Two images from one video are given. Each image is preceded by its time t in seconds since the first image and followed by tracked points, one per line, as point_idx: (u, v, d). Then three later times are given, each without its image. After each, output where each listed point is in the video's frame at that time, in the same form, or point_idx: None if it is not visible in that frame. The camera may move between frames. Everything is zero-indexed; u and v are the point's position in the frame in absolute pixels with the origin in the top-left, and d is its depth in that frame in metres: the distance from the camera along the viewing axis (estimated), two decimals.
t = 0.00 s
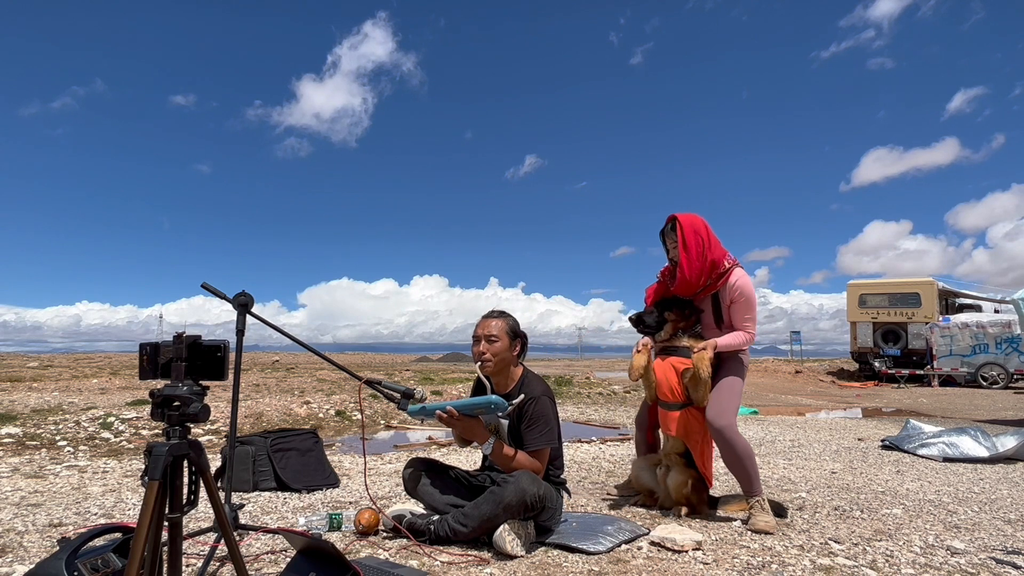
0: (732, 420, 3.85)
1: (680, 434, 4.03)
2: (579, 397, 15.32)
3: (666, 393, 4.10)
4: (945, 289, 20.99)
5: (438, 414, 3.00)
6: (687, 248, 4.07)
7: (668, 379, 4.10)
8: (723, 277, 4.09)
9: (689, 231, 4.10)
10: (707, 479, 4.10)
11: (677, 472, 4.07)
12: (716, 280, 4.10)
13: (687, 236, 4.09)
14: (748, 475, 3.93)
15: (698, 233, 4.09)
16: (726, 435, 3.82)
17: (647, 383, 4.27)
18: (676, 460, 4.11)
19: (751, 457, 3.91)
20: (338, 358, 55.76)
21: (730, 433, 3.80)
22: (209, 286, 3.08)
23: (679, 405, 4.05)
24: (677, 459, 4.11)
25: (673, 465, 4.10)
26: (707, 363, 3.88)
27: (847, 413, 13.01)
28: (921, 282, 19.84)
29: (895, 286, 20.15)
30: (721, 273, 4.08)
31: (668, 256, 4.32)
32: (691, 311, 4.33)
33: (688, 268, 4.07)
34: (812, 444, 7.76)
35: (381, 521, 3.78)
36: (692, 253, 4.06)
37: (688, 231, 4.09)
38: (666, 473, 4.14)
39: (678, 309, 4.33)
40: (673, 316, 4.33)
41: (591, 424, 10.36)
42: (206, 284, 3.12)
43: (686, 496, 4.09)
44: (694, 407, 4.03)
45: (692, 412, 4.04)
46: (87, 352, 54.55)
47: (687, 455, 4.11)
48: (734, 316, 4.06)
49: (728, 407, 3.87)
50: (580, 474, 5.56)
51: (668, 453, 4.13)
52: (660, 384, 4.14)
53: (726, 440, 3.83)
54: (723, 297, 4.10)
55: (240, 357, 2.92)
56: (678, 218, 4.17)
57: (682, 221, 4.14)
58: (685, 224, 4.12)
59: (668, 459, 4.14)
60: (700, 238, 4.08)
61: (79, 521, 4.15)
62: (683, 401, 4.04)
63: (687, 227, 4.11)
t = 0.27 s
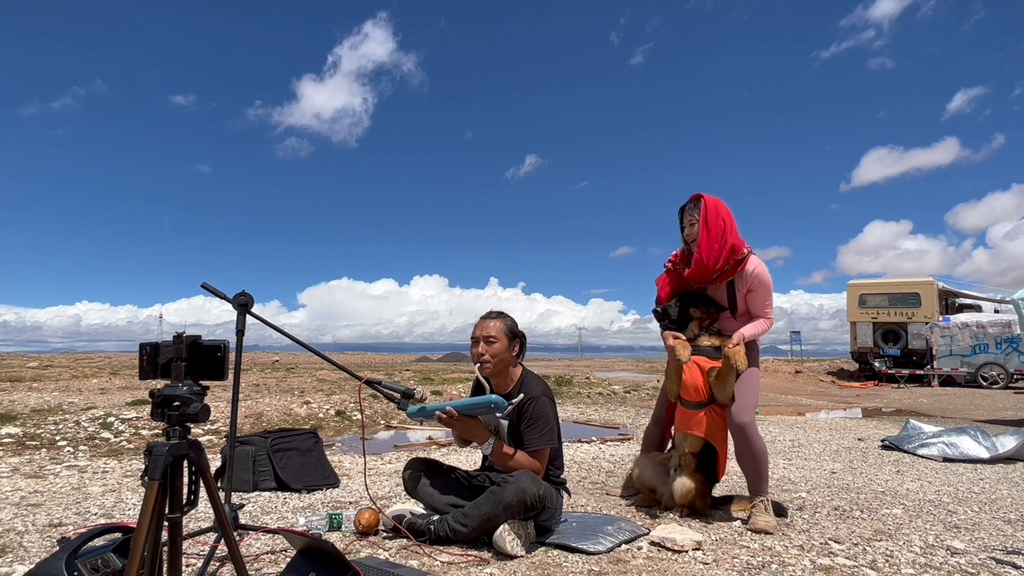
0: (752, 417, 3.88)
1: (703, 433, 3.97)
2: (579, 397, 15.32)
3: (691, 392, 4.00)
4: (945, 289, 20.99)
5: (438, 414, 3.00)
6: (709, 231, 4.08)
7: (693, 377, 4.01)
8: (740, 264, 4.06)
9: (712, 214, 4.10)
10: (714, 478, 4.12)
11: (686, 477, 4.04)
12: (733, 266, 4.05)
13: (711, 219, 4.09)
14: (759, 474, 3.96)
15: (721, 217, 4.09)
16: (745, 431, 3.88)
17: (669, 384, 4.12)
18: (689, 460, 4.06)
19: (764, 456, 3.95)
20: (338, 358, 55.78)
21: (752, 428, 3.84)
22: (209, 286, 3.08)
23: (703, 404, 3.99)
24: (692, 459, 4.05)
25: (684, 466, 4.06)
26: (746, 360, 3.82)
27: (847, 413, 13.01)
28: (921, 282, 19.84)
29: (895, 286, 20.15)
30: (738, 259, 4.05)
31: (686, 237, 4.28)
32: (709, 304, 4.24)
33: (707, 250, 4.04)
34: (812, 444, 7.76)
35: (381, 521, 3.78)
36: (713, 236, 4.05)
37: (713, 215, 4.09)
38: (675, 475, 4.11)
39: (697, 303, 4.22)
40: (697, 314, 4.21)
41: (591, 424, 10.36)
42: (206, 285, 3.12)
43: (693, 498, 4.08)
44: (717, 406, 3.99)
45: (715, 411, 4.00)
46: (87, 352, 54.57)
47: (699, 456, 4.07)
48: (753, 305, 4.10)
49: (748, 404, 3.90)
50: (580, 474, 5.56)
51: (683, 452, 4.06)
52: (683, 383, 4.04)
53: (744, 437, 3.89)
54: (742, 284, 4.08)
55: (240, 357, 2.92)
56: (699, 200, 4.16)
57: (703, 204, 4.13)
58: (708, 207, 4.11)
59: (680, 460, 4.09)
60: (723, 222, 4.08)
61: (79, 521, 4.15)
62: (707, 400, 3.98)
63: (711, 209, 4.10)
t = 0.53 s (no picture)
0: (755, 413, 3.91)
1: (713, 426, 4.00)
2: (579, 397, 15.32)
3: (701, 384, 4.00)
4: (945, 288, 20.99)
5: (437, 415, 3.00)
6: (718, 219, 3.98)
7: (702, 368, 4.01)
8: (746, 253, 4.04)
9: (721, 203, 4.02)
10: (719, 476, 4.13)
11: (699, 482, 4.06)
12: (740, 256, 4.02)
13: (718, 208, 4.01)
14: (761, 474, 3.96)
15: (729, 205, 4.02)
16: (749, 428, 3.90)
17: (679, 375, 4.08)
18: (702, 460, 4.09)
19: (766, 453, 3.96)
20: (337, 358, 55.79)
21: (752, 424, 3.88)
22: (209, 286, 3.08)
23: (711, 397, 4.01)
24: (703, 459, 4.09)
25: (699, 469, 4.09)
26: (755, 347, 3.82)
27: (847, 413, 13.01)
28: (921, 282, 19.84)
29: (895, 286, 20.15)
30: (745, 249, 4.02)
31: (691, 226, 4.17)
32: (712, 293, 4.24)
33: (716, 240, 3.95)
34: (812, 444, 7.76)
35: (381, 521, 3.78)
36: (724, 224, 3.96)
37: (721, 203, 4.01)
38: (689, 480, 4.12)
39: (705, 296, 4.24)
40: (707, 308, 4.24)
41: (591, 424, 10.36)
42: (206, 285, 3.12)
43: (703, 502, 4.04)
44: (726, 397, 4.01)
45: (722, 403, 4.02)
46: (87, 352, 54.59)
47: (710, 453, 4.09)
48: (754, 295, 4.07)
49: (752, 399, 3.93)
50: (580, 474, 5.56)
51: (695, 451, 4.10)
52: (692, 375, 4.04)
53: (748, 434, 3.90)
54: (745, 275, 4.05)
55: (240, 357, 2.92)
56: (707, 188, 4.08)
57: (711, 193, 4.06)
58: (716, 195, 4.04)
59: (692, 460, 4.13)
60: (732, 211, 4.01)
61: (79, 521, 4.15)
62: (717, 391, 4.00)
63: (719, 197, 4.02)
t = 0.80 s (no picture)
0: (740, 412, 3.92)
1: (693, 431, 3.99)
2: (579, 397, 15.32)
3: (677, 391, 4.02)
4: (945, 289, 20.99)
5: (438, 415, 3.01)
6: (698, 238, 3.98)
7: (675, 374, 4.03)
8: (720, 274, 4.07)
9: (700, 222, 4.03)
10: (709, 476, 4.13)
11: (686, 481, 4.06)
12: (716, 276, 4.04)
13: (699, 228, 4.02)
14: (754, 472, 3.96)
15: (709, 225, 4.03)
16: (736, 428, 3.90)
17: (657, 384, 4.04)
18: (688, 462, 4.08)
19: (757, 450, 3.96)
20: (337, 358, 55.79)
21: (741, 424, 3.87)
22: (210, 286, 3.08)
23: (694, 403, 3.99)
24: (688, 461, 4.08)
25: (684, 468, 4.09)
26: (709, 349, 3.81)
27: (847, 413, 13.01)
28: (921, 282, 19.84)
29: (895, 286, 20.15)
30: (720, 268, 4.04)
31: (669, 242, 4.17)
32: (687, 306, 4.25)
33: (694, 260, 3.96)
34: (812, 444, 7.76)
35: (381, 521, 3.78)
36: (704, 245, 3.96)
37: (701, 223, 4.02)
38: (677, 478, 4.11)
39: (686, 301, 4.24)
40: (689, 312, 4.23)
41: (591, 425, 10.37)
42: (206, 285, 3.13)
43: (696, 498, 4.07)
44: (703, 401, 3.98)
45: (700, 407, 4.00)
46: (87, 352, 54.62)
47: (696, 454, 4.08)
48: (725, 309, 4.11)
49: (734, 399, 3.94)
50: (579, 474, 5.56)
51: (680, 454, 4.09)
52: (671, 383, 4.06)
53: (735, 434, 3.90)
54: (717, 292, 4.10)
55: (240, 357, 2.92)
56: (687, 207, 4.08)
57: (692, 212, 4.06)
58: (696, 214, 4.04)
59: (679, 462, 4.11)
60: (710, 231, 4.02)
61: (79, 521, 4.15)
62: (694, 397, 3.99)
63: (699, 217, 4.03)
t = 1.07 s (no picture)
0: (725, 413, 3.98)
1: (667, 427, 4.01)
2: (579, 397, 15.32)
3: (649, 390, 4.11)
4: (945, 288, 20.99)
5: (438, 415, 3.01)
6: (678, 252, 4.02)
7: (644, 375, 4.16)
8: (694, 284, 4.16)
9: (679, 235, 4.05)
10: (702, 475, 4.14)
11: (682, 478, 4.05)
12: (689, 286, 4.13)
13: (677, 239, 4.05)
14: (745, 471, 3.99)
15: (688, 238, 4.05)
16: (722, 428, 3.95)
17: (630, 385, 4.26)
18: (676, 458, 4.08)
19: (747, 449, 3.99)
20: (337, 358, 55.79)
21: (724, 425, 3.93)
22: (209, 286, 3.08)
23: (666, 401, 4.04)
24: (677, 458, 4.07)
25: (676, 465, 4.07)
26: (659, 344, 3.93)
27: (848, 413, 13.01)
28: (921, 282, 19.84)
29: (895, 286, 20.15)
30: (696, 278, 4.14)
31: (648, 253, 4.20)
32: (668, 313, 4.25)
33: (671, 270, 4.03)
34: (812, 444, 7.76)
35: (381, 521, 3.78)
36: (682, 258, 4.02)
37: (681, 235, 4.04)
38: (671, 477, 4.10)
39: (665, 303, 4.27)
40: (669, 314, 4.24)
41: (591, 424, 10.36)
42: (206, 285, 3.13)
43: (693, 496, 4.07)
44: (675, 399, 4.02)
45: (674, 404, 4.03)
46: (87, 352, 54.64)
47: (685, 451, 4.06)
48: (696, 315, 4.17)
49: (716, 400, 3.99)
50: (579, 474, 5.56)
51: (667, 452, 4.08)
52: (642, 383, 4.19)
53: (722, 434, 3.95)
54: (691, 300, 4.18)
55: (240, 357, 2.92)
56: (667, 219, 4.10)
57: (672, 224, 4.08)
58: (676, 226, 4.07)
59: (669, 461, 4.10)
60: (689, 244, 4.07)
61: (79, 521, 4.15)
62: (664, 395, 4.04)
63: (678, 229, 4.05)
